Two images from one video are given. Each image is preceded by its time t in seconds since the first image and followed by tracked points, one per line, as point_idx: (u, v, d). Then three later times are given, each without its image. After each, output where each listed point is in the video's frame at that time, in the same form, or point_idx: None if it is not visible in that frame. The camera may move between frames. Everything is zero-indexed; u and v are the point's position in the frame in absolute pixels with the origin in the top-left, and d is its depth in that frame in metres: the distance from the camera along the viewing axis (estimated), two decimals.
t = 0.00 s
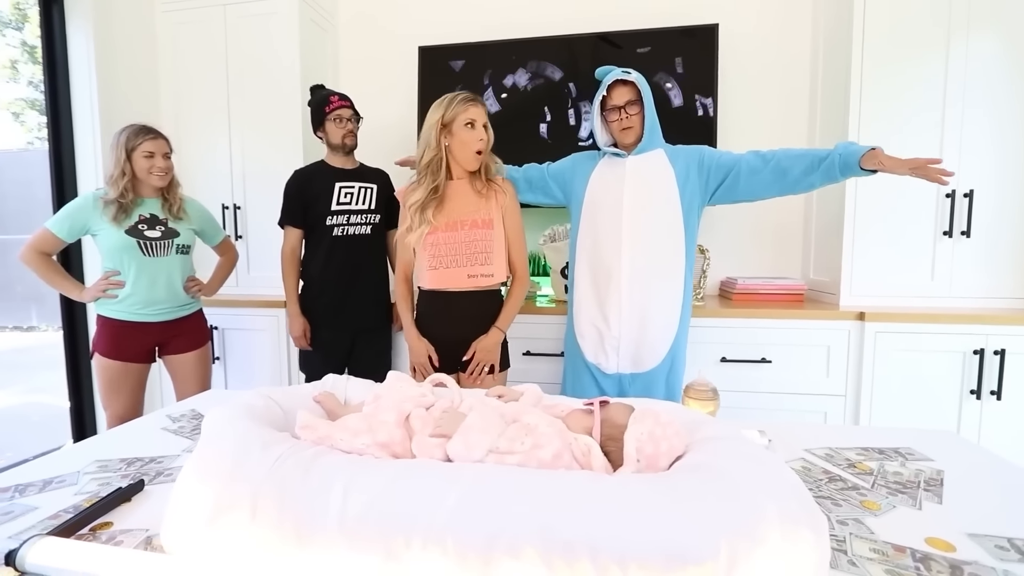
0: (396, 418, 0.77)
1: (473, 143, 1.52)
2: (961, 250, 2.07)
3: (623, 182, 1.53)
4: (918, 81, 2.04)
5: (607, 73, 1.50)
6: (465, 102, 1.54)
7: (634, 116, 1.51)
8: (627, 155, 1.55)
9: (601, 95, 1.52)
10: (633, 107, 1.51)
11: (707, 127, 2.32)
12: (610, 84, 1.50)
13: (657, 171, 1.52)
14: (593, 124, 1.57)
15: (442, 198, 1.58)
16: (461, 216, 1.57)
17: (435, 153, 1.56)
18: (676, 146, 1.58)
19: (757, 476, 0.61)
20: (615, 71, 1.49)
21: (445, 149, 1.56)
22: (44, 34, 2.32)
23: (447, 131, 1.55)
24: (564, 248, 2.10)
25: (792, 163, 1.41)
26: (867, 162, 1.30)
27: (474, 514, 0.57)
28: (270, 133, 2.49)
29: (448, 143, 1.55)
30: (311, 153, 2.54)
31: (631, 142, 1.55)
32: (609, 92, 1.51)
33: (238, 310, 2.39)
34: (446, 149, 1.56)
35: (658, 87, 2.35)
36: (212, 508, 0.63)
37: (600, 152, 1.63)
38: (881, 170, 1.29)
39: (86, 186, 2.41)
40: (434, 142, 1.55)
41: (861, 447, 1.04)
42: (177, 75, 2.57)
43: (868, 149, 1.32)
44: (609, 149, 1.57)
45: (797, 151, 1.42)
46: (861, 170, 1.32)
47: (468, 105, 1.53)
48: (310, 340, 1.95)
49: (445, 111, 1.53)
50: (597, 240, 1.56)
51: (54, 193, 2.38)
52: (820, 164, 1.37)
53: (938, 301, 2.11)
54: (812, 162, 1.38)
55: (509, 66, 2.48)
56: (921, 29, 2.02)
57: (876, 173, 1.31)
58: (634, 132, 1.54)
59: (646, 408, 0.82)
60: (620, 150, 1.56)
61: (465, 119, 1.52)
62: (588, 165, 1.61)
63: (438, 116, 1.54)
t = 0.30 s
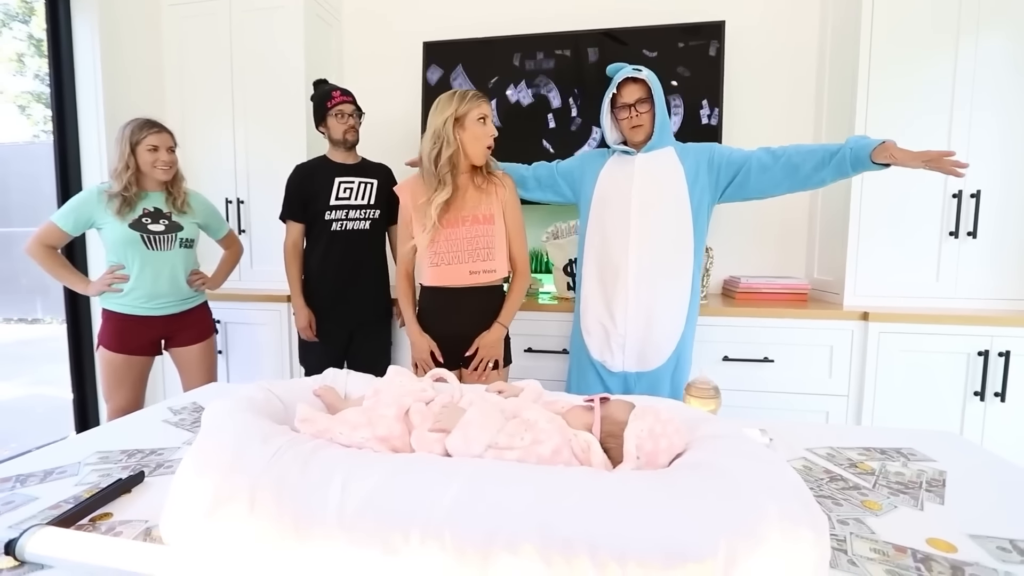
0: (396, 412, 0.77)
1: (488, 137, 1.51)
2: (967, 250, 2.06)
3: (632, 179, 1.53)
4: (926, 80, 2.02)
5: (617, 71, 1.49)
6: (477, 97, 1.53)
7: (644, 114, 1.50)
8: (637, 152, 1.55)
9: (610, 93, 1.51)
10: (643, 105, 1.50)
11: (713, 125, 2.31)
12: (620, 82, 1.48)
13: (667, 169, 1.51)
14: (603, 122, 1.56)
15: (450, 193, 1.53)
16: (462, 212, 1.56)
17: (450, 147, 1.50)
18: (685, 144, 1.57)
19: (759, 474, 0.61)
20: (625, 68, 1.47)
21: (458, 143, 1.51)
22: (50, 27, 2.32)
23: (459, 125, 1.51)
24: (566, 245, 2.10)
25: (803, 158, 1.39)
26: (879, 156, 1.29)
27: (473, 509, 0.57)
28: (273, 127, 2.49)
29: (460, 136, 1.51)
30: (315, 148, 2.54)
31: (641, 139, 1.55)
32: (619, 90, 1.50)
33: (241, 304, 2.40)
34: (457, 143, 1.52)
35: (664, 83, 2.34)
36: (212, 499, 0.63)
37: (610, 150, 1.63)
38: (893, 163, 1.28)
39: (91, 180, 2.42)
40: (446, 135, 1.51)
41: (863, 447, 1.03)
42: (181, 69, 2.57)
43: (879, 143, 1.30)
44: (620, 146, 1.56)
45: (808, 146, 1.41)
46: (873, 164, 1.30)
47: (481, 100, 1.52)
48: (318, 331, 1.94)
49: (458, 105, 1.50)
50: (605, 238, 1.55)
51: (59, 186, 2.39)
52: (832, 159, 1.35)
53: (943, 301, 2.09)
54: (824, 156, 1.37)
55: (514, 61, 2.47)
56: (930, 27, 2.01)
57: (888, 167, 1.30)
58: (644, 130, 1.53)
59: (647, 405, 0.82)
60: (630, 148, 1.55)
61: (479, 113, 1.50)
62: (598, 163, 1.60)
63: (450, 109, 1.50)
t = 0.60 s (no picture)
0: (388, 413, 0.77)
1: (484, 141, 1.51)
2: (969, 255, 2.05)
3: (623, 183, 1.53)
4: (929, 83, 2.02)
5: (617, 70, 1.49)
6: (475, 101, 1.53)
7: (640, 117, 1.50)
8: (630, 154, 1.55)
9: (608, 92, 1.51)
10: (640, 107, 1.49)
11: (715, 130, 2.31)
12: (618, 82, 1.48)
13: (658, 173, 1.51)
14: (599, 121, 1.57)
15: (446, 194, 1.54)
16: (460, 214, 1.57)
17: (446, 150, 1.52)
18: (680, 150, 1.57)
19: (747, 478, 0.61)
20: (625, 68, 1.47)
21: (455, 146, 1.52)
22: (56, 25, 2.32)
23: (456, 128, 1.52)
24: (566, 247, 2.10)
25: (793, 176, 1.40)
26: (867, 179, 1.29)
27: (460, 510, 0.57)
28: (276, 128, 2.50)
29: (457, 139, 1.52)
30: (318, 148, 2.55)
31: (636, 142, 1.55)
32: (617, 90, 1.50)
33: (243, 303, 2.41)
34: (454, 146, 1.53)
35: (667, 85, 2.34)
36: (205, 497, 0.63)
37: (603, 149, 1.63)
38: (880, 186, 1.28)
39: (95, 176, 2.40)
40: (443, 138, 1.51)
41: (859, 452, 1.03)
42: (187, 69, 2.59)
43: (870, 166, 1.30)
44: (613, 147, 1.57)
45: (800, 164, 1.41)
46: (860, 187, 1.31)
47: (479, 103, 1.52)
48: (296, 334, 1.96)
49: (456, 108, 1.51)
50: (596, 241, 1.55)
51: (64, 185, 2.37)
52: (822, 179, 1.35)
53: (945, 306, 2.09)
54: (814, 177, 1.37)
55: (516, 63, 2.47)
56: (934, 31, 2.00)
57: (875, 191, 1.30)
58: (638, 133, 1.53)
59: (638, 409, 0.82)
60: (623, 149, 1.56)
61: (476, 116, 1.51)
62: (589, 162, 1.61)
63: (447, 112, 1.51)
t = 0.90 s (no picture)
0: (382, 417, 0.77)
1: (481, 147, 1.52)
2: (964, 258, 2.06)
3: (616, 188, 1.53)
4: (924, 86, 2.03)
5: (608, 74, 1.49)
6: (474, 106, 1.53)
7: (631, 120, 1.50)
8: (623, 158, 1.56)
9: (599, 96, 1.51)
10: (632, 110, 1.50)
11: (710, 135, 2.33)
12: (609, 85, 1.48)
13: (651, 176, 1.52)
14: (591, 125, 1.57)
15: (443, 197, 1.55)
16: (458, 217, 1.57)
17: (445, 154, 1.51)
18: (672, 153, 1.58)
19: (739, 482, 0.61)
20: (616, 71, 1.47)
21: (453, 151, 1.52)
22: (52, 27, 2.32)
23: (455, 133, 1.52)
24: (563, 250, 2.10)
25: (788, 179, 1.40)
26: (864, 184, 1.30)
27: (452, 515, 0.57)
28: (273, 130, 2.50)
29: (455, 144, 1.52)
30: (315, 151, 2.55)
31: (628, 145, 1.55)
32: (608, 94, 1.50)
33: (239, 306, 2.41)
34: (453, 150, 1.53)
35: (664, 88, 2.35)
36: (197, 501, 0.63)
37: (594, 153, 1.63)
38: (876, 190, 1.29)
39: (91, 178, 2.39)
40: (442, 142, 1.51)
41: (853, 455, 1.03)
42: (184, 71, 2.58)
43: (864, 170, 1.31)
44: (604, 150, 1.57)
45: (794, 167, 1.42)
46: (856, 191, 1.32)
47: (479, 109, 1.52)
48: (294, 337, 1.96)
49: (455, 113, 1.51)
50: (591, 244, 1.55)
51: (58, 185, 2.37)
52: (817, 181, 1.37)
53: (940, 309, 2.09)
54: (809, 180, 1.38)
55: (513, 66, 2.48)
56: (927, 35, 2.01)
57: (870, 194, 1.31)
58: (631, 136, 1.53)
59: (631, 412, 0.82)
60: (615, 153, 1.56)
61: (475, 122, 1.51)
62: (582, 166, 1.61)
63: (446, 117, 1.51)
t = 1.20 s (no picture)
0: (385, 417, 0.78)
1: (474, 148, 1.51)
2: (965, 256, 2.06)
3: (619, 187, 1.53)
4: (924, 83, 2.03)
5: (608, 76, 1.50)
6: (471, 106, 1.53)
7: (634, 118, 1.50)
8: (626, 156, 1.56)
9: (601, 97, 1.52)
10: (634, 109, 1.50)
11: (710, 134, 2.33)
12: (611, 85, 1.49)
13: (654, 174, 1.52)
14: (593, 125, 1.57)
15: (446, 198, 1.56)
16: (461, 216, 1.58)
17: (442, 156, 1.53)
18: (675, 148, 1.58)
19: (740, 480, 0.62)
20: (617, 71, 1.48)
21: (451, 152, 1.53)
22: (53, 29, 2.33)
23: (452, 134, 1.53)
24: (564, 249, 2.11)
25: (793, 163, 1.40)
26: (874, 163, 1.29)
27: (455, 514, 0.58)
28: (274, 131, 2.50)
29: (452, 145, 1.53)
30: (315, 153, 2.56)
31: (631, 144, 1.55)
32: (610, 93, 1.51)
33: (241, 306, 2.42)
34: (451, 151, 1.54)
35: (664, 88, 2.35)
36: (203, 501, 0.64)
37: (598, 152, 1.64)
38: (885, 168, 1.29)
39: (92, 179, 2.40)
40: (439, 143, 1.53)
41: (854, 453, 1.04)
42: (185, 72, 2.59)
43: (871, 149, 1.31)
44: (608, 149, 1.58)
45: (798, 151, 1.42)
46: (865, 170, 1.32)
47: (474, 110, 1.52)
48: (295, 337, 1.97)
49: (451, 113, 1.52)
50: (593, 243, 1.56)
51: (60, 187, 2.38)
52: (822, 164, 1.36)
53: (940, 306, 2.10)
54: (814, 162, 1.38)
55: (513, 66, 2.48)
56: (927, 33, 2.01)
57: (881, 173, 1.31)
58: (634, 135, 1.53)
59: (633, 411, 0.83)
60: (619, 151, 1.56)
61: (470, 122, 1.51)
62: (586, 166, 1.62)
63: (443, 118, 1.52)
